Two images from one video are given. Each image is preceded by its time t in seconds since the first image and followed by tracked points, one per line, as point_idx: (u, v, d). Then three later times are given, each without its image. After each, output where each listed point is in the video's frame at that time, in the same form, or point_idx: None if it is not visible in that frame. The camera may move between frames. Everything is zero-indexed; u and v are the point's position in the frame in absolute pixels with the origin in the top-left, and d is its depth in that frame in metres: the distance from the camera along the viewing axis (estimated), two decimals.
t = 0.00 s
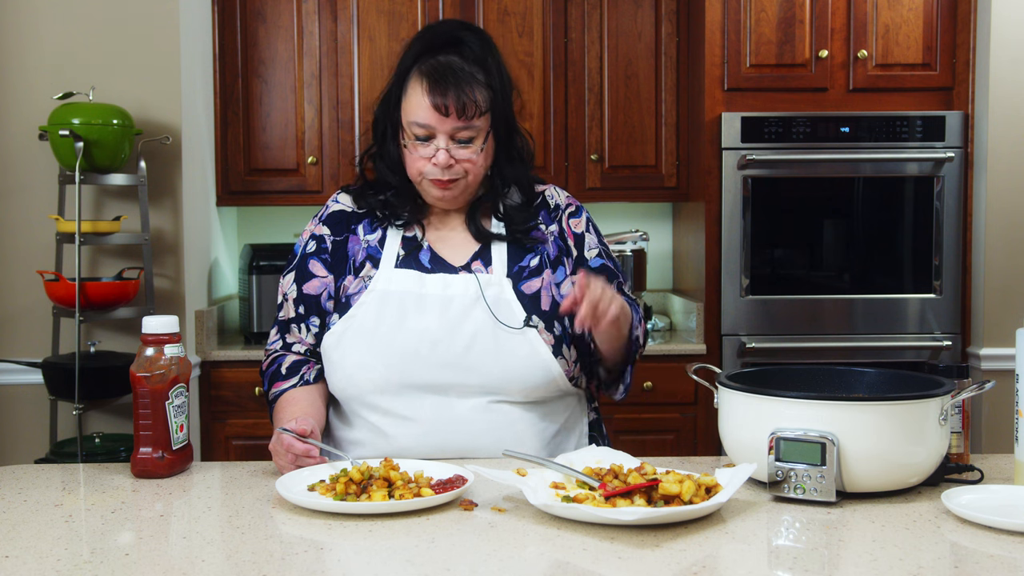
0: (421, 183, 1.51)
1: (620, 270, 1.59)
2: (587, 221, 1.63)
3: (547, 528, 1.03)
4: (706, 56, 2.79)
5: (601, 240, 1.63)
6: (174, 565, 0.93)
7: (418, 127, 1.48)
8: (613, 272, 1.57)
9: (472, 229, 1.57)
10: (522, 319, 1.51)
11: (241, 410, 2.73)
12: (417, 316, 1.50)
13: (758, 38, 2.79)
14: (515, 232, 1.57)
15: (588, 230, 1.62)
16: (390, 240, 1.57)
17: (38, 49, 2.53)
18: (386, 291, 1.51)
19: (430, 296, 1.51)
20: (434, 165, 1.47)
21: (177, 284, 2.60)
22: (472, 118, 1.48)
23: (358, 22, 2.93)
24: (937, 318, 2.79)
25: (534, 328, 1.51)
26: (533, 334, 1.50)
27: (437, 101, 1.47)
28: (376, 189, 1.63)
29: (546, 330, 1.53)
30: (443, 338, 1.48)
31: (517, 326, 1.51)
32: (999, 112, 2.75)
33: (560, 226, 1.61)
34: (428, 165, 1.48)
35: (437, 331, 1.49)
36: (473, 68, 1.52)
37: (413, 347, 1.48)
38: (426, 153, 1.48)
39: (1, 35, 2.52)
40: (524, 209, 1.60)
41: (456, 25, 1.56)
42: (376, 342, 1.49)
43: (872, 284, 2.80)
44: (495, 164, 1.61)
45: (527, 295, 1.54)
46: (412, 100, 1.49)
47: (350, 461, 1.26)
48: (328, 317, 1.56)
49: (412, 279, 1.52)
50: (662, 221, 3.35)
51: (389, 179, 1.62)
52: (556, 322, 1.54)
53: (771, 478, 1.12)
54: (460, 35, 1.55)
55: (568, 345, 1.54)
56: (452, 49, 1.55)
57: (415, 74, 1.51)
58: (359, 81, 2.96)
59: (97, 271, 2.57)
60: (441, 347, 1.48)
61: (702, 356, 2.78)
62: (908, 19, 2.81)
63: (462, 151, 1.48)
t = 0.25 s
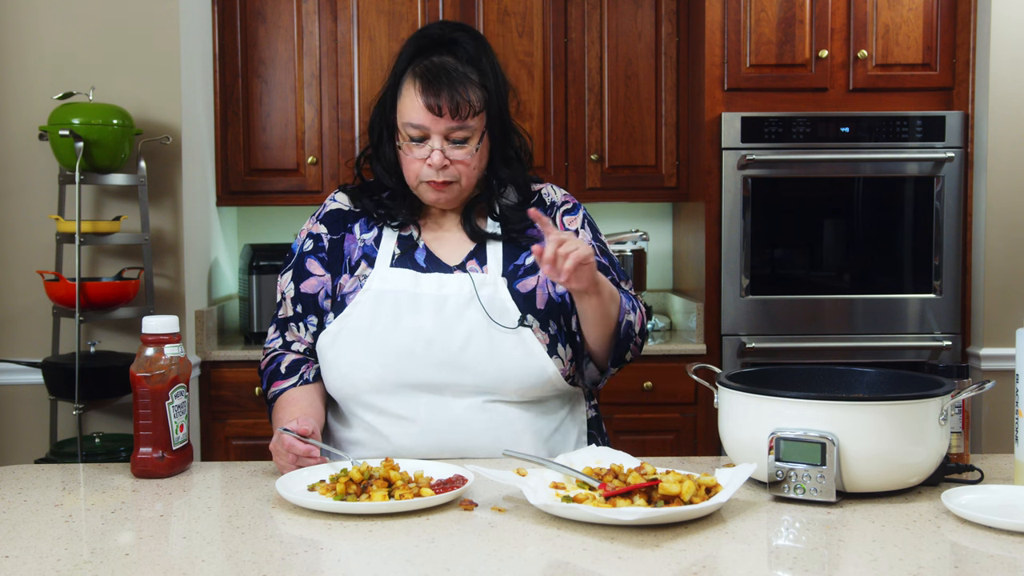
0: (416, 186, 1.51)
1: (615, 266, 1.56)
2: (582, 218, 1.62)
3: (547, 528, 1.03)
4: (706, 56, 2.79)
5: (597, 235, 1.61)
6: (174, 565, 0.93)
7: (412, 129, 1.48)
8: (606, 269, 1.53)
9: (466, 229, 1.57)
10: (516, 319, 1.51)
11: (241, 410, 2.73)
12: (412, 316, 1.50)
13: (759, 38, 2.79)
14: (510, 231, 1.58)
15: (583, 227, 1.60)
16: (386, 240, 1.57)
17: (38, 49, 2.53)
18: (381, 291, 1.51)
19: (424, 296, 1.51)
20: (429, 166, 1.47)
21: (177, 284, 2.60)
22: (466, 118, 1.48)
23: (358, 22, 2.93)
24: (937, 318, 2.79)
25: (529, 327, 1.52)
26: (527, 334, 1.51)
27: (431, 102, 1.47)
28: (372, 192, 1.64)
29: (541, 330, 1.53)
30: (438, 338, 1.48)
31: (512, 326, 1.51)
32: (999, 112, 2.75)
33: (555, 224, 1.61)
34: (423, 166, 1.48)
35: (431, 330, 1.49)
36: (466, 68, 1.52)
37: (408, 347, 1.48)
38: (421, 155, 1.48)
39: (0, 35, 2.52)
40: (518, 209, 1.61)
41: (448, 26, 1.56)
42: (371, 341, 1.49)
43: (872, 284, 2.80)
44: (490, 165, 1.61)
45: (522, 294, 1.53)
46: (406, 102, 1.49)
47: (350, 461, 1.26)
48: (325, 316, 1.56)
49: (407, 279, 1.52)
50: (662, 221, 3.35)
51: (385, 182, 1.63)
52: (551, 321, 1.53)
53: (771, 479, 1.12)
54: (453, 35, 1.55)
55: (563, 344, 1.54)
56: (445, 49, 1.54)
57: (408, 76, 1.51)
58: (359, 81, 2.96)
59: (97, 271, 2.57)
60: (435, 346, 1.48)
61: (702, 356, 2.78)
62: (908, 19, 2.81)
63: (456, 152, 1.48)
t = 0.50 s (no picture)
0: (415, 185, 1.52)
1: (602, 262, 1.52)
2: (574, 215, 1.57)
3: (547, 528, 1.03)
4: (706, 56, 2.79)
5: (589, 232, 1.56)
6: (174, 564, 0.93)
7: (410, 128, 1.49)
8: (589, 266, 1.50)
9: (463, 227, 1.57)
10: (514, 319, 1.52)
11: (241, 410, 2.73)
12: (410, 314, 1.50)
13: (758, 38, 2.79)
14: (506, 230, 1.56)
15: (574, 224, 1.55)
16: (385, 238, 1.57)
17: (38, 49, 2.53)
18: (379, 289, 1.52)
19: (422, 294, 1.52)
20: (426, 165, 1.48)
21: (177, 284, 2.59)
22: (463, 117, 1.49)
23: (358, 22, 2.93)
24: (937, 318, 2.79)
25: (526, 327, 1.53)
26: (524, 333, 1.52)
27: (427, 101, 1.48)
28: (371, 190, 1.63)
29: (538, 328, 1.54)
30: (435, 336, 1.49)
31: (509, 325, 1.52)
32: (999, 112, 2.75)
33: (548, 222, 1.57)
34: (421, 165, 1.49)
35: (429, 328, 1.49)
36: (464, 67, 1.52)
37: (406, 345, 1.48)
38: (419, 154, 1.49)
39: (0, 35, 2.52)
40: (516, 208, 1.59)
41: (448, 25, 1.56)
42: (369, 339, 1.49)
43: (872, 284, 2.80)
44: (489, 165, 1.59)
45: (519, 293, 1.54)
46: (404, 101, 1.50)
47: (350, 461, 1.26)
48: (326, 314, 1.57)
49: (405, 277, 1.53)
50: (662, 221, 3.35)
51: (384, 182, 1.62)
52: (547, 320, 1.55)
53: (771, 479, 1.12)
54: (452, 33, 1.55)
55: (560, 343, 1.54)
56: (445, 49, 1.54)
57: (407, 76, 1.52)
58: (359, 81, 2.96)
59: (96, 271, 2.57)
60: (434, 345, 1.48)
61: (702, 356, 2.78)
62: (908, 19, 2.81)
63: (454, 151, 1.49)
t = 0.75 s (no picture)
0: (413, 182, 1.51)
1: (601, 268, 1.52)
2: (573, 220, 1.56)
3: (547, 528, 1.03)
4: (706, 56, 2.79)
5: (587, 237, 1.55)
6: (174, 564, 0.93)
7: (410, 124, 1.49)
8: (588, 272, 1.50)
9: (460, 227, 1.56)
10: (510, 320, 1.52)
11: (241, 410, 2.73)
12: (406, 315, 1.51)
13: (758, 38, 2.79)
14: (505, 232, 1.55)
15: (572, 229, 1.55)
16: (382, 239, 1.57)
17: (38, 49, 2.53)
18: (376, 290, 1.52)
19: (419, 295, 1.52)
20: (425, 160, 1.48)
21: (177, 284, 2.59)
22: (463, 113, 1.49)
23: (358, 22, 2.93)
24: (937, 318, 2.79)
25: (522, 328, 1.52)
26: (521, 335, 1.52)
27: (428, 96, 1.48)
28: (369, 190, 1.63)
29: (534, 330, 1.53)
30: (432, 338, 1.49)
31: (505, 326, 1.51)
32: (999, 112, 2.75)
33: (546, 225, 1.56)
34: (420, 161, 1.49)
35: (426, 330, 1.50)
36: (465, 64, 1.52)
37: (403, 347, 1.49)
38: (418, 149, 1.49)
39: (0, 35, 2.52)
40: (514, 209, 1.57)
41: (448, 23, 1.56)
42: (366, 341, 1.50)
43: (872, 285, 2.80)
44: (486, 164, 1.58)
45: (515, 295, 1.53)
46: (404, 97, 1.50)
47: (350, 461, 1.26)
48: (325, 314, 1.56)
49: (401, 279, 1.53)
50: (662, 221, 3.35)
51: (380, 179, 1.62)
52: (544, 322, 1.54)
53: (771, 479, 1.12)
54: (453, 31, 1.55)
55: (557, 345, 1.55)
56: (445, 46, 1.55)
57: (407, 72, 1.52)
58: (359, 81, 2.96)
59: (96, 271, 2.57)
60: (431, 346, 1.49)
61: (702, 356, 2.78)
62: (908, 19, 2.81)
63: (453, 147, 1.49)
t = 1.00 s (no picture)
0: (416, 175, 1.52)
1: (607, 271, 1.56)
2: (577, 221, 1.59)
3: (547, 528, 1.03)
4: (706, 56, 2.79)
5: (590, 240, 1.59)
6: (174, 564, 0.93)
7: (415, 116, 1.49)
8: (596, 274, 1.54)
9: (461, 224, 1.56)
10: (512, 319, 1.51)
11: (241, 410, 2.73)
12: (407, 315, 1.49)
13: (759, 38, 2.79)
14: (506, 231, 1.56)
15: (577, 231, 1.58)
16: (383, 239, 1.57)
17: (38, 49, 2.53)
18: (377, 290, 1.51)
19: (420, 295, 1.50)
20: (431, 153, 1.48)
21: (177, 284, 2.59)
22: (470, 107, 1.49)
23: (358, 22, 2.93)
24: (937, 318, 2.79)
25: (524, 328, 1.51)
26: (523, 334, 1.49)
27: (435, 90, 1.48)
28: (369, 190, 1.62)
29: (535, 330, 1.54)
30: (433, 337, 1.47)
31: (507, 326, 1.50)
32: (999, 112, 2.75)
33: (549, 226, 1.59)
34: (425, 153, 1.49)
35: (426, 329, 1.48)
36: (471, 60, 1.53)
37: (403, 346, 1.48)
38: (423, 142, 1.49)
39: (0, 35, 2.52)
40: (515, 207, 1.58)
41: (454, 21, 1.57)
42: (366, 340, 1.49)
43: (872, 285, 2.80)
44: (488, 160, 1.60)
45: (517, 294, 1.54)
46: (410, 90, 1.50)
47: (351, 461, 1.26)
48: (324, 314, 1.57)
49: (402, 278, 1.51)
50: (662, 221, 3.35)
51: (381, 175, 1.63)
52: (545, 322, 1.55)
53: (771, 479, 1.12)
54: (458, 28, 1.56)
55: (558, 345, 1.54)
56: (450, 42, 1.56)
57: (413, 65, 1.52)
58: (359, 81, 2.96)
59: (97, 271, 2.57)
60: (431, 346, 1.47)
61: (702, 356, 2.78)
62: (908, 19, 2.81)
63: (458, 140, 1.49)
